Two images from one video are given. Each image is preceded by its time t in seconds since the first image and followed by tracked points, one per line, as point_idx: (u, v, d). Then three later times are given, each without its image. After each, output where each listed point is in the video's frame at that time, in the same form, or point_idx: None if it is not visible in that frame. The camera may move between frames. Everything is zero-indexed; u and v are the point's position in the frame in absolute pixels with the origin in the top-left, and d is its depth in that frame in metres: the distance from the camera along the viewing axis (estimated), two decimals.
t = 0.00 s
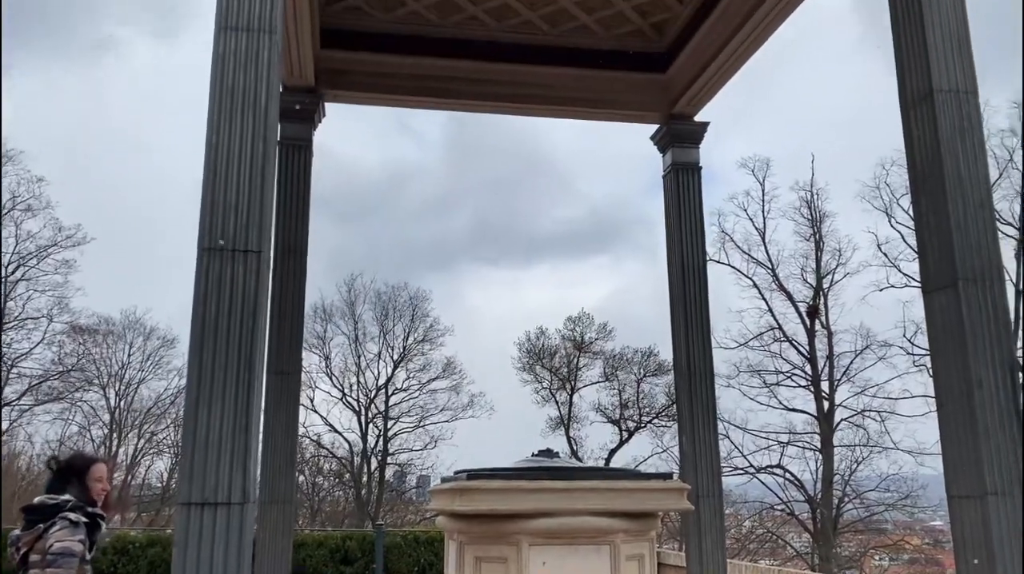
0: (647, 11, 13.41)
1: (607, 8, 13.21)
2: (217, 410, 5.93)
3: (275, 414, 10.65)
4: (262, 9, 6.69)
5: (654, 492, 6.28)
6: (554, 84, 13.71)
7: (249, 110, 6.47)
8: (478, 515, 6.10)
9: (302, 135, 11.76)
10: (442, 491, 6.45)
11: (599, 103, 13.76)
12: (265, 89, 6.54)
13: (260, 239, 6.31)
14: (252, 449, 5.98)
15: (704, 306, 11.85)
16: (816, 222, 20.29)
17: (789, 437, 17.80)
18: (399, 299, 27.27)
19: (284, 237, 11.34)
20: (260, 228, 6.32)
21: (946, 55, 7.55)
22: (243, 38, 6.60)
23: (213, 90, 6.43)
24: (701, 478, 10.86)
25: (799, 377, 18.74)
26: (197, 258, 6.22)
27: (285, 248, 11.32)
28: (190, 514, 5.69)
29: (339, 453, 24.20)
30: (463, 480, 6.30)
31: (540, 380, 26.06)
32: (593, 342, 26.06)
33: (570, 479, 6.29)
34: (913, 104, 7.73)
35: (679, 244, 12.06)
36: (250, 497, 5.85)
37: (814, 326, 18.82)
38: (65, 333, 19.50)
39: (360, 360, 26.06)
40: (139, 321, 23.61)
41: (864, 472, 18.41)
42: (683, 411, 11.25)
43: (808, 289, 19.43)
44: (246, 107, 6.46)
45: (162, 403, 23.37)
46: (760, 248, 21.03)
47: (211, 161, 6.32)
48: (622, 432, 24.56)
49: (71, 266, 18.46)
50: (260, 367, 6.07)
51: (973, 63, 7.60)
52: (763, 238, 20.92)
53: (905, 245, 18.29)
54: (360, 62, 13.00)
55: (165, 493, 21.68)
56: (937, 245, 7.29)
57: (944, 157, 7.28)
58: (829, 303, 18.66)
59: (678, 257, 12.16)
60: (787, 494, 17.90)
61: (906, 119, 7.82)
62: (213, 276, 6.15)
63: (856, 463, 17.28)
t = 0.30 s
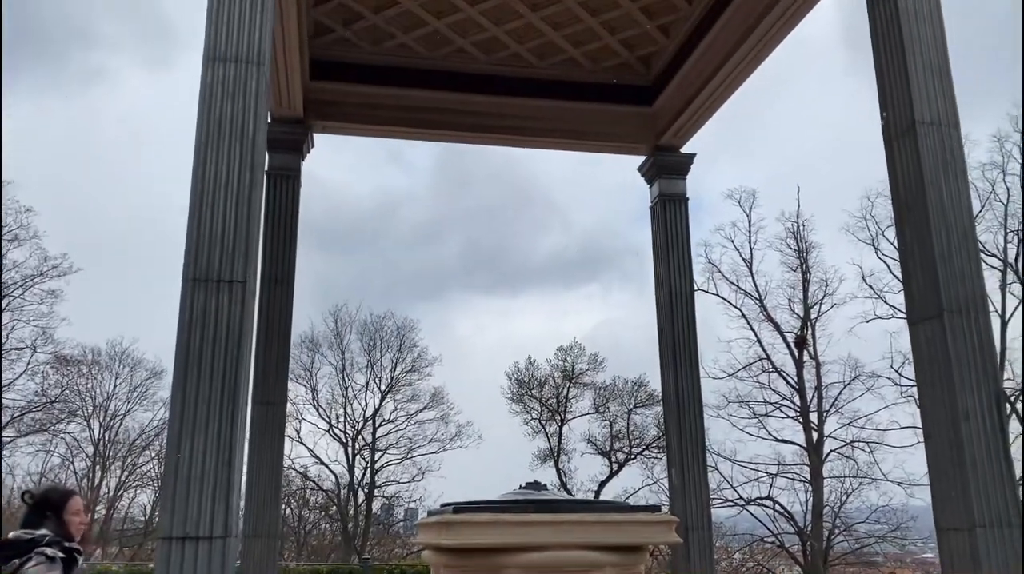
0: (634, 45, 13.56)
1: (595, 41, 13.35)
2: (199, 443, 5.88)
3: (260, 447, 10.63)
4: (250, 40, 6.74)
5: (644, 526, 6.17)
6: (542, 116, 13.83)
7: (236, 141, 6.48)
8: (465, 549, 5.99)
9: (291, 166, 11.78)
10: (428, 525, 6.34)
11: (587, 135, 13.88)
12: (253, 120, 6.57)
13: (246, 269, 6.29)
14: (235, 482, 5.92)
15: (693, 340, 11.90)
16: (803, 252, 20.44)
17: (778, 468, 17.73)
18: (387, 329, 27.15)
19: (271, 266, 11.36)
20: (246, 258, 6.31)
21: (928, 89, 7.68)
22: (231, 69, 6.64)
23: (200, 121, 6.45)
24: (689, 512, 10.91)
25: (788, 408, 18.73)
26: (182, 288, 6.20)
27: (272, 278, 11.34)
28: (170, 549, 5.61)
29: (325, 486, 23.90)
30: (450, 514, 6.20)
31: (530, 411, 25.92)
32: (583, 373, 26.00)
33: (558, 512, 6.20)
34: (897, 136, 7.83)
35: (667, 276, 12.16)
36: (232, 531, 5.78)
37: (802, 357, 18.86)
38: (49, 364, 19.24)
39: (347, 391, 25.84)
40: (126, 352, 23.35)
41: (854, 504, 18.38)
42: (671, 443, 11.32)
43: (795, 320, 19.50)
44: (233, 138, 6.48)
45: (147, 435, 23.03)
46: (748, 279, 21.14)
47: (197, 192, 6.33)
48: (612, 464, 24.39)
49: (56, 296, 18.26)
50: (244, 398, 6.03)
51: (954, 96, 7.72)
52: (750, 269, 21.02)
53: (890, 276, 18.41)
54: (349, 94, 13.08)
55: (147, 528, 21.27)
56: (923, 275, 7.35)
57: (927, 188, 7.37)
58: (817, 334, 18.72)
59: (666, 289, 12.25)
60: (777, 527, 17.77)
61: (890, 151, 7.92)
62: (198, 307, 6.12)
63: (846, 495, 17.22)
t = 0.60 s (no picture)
0: (619, 81, 13.71)
1: (581, 78, 13.50)
2: (181, 479, 5.83)
3: (245, 484, 10.52)
4: (238, 74, 6.81)
5: (632, 562, 6.10)
6: (530, 150, 13.98)
7: (222, 175, 6.53)
8: None
9: (279, 200, 11.87)
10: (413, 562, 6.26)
11: (574, 170, 14.03)
12: (239, 153, 6.62)
13: (231, 303, 6.30)
14: (216, 519, 5.87)
15: (681, 374, 11.93)
16: (788, 286, 20.58)
17: (767, 503, 17.64)
18: (375, 363, 27.01)
19: (258, 299, 11.35)
20: (230, 292, 6.31)
21: (908, 127, 7.82)
22: (219, 103, 6.70)
23: (187, 157, 6.51)
24: (678, 549, 10.86)
25: (776, 442, 18.69)
26: (165, 322, 6.20)
27: (259, 312, 11.32)
28: None
29: (310, 522, 23.54)
30: (435, 550, 6.12)
31: (520, 445, 25.74)
32: (574, 407, 25.88)
33: (545, 549, 6.14)
34: (878, 172, 7.96)
35: (654, 309, 12.23)
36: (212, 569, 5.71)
37: (789, 391, 18.87)
38: (32, 398, 19.01)
39: (333, 426, 25.60)
40: (112, 386, 23.11)
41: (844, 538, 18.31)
42: (659, 479, 11.30)
43: (782, 354, 19.56)
44: (219, 172, 6.52)
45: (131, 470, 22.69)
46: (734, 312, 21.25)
47: (183, 227, 6.36)
48: (602, 499, 24.16)
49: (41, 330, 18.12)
50: (226, 432, 5.99)
51: (933, 134, 7.87)
52: (737, 302, 21.13)
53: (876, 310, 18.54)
54: (337, 128, 13.19)
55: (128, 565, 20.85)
56: (906, 310, 7.42)
57: (910, 223, 7.48)
58: (803, 367, 18.77)
59: (653, 322, 12.31)
60: (766, 562, 17.62)
61: (872, 187, 8.05)
62: (181, 341, 6.12)
63: (835, 529, 17.13)
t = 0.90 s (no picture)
0: (607, 120, 13.87)
1: (569, 117, 13.64)
2: (163, 519, 5.75)
3: (227, 525, 10.35)
4: (227, 112, 6.85)
5: None
6: (518, 187, 14.10)
7: (210, 212, 6.54)
8: None
9: (266, 236, 11.91)
10: None
11: (562, 207, 14.15)
12: (227, 191, 6.63)
13: (216, 340, 6.26)
14: (197, 561, 5.77)
15: (670, 411, 11.90)
16: (775, 322, 20.68)
17: (757, 541, 17.49)
18: (361, 401, 26.81)
19: (243, 336, 11.30)
20: (216, 329, 6.27)
21: (891, 166, 7.94)
22: (207, 141, 6.74)
23: (174, 194, 6.51)
24: None
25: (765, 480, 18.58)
26: (150, 359, 6.15)
27: (244, 348, 11.26)
28: None
29: (294, 563, 23.09)
30: None
31: (510, 483, 25.47)
32: (564, 445, 25.68)
33: None
34: (863, 211, 8.06)
35: (643, 345, 12.25)
36: None
37: (777, 428, 18.83)
38: (15, 436, 18.72)
39: (318, 464, 25.29)
40: (96, 424, 22.80)
41: None
42: (649, 518, 11.21)
43: (770, 391, 19.56)
44: (207, 209, 6.53)
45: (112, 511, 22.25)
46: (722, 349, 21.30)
47: (169, 264, 6.35)
48: (592, 539, 23.84)
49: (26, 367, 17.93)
50: (210, 471, 5.92)
51: (918, 173, 7.98)
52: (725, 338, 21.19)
53: (863, 347, 18.64)
54: (326, 165, 13.27)
55: None
56: (892, 347, 7.46)
57: (895, 262, 7.55)
58: (791, 405, 18.77)
59: (642, 359, 12.31)
60: None
61: (857, 226, 8.14)
62: (166, 378, 6.06)
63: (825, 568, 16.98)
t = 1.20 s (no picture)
0: (595, 159, 14.01)
1: (558, 156, 13.77)
2: (145, 563, 5.65)
3: (211, 568, 10.15)
4: (217, 152, 6.89)
5: None
6: (507, 225, 14.18)
7: (198, 250, 6.52)
8: None
9: (254, 274, 11.91)
10: None
11: (551, 245, 14.22)
12: (216, 230, 6.64)
13: (203, 379, 6.21)
14: None
15: (661, 450, 11.83)
16: (766, 360, 20.68)
17: None
18: (349, 440, 26.54)
19: (230, 375, 11.21)
20: (203, 369, 6.23)
21: (878, 205, 8.02)
22: (197, 179, 6.76)
23: (163, 233, 6.51)
24: None
25: (757, 520, 18.40)
26: (135, 399, 6.08)
27: (231, 387, 11.17)
28: None
29: None
30: None
31: (500, 524, 25.12)
32: (556, 485, 25.40)
33: None
34: (850, 249, 8.12)
35: (632, 384, 12.23)
36: None
37: (769, 467, 18.71)
38: None
39: (305, 505, 24.91)
40: (79, 465, 22.48)
41: None
42: (640, 560, 11.08)
43: (762, 429, 19.48)
44: (196, 248, 6.52)
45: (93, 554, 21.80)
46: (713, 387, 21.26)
47: (156, 302, 6.32)
48: None
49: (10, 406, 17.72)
50: (194, 514, 5.84)
51: (903, 213, 8.07)
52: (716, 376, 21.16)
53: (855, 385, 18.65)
54: (315, 203, 13.33)
55: None
56: (881, 385, 7.47)
57: (882, 301, 7.59)
58: (783, 443, 18.69)
59: (632, 398, 12.28)
60: None
61: (845, 264, 8.20)
62: (151, 419, 5.99)
63: None
